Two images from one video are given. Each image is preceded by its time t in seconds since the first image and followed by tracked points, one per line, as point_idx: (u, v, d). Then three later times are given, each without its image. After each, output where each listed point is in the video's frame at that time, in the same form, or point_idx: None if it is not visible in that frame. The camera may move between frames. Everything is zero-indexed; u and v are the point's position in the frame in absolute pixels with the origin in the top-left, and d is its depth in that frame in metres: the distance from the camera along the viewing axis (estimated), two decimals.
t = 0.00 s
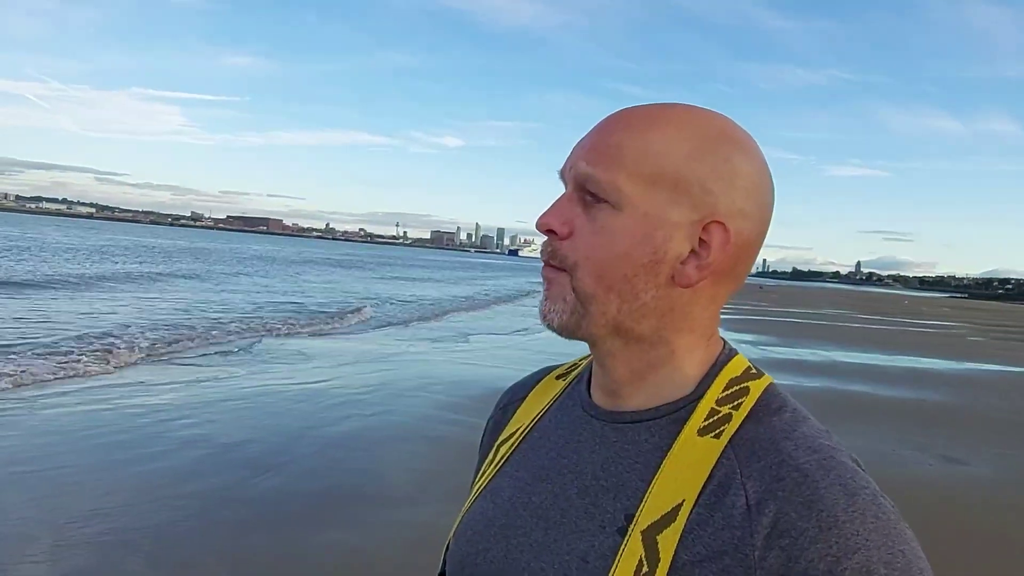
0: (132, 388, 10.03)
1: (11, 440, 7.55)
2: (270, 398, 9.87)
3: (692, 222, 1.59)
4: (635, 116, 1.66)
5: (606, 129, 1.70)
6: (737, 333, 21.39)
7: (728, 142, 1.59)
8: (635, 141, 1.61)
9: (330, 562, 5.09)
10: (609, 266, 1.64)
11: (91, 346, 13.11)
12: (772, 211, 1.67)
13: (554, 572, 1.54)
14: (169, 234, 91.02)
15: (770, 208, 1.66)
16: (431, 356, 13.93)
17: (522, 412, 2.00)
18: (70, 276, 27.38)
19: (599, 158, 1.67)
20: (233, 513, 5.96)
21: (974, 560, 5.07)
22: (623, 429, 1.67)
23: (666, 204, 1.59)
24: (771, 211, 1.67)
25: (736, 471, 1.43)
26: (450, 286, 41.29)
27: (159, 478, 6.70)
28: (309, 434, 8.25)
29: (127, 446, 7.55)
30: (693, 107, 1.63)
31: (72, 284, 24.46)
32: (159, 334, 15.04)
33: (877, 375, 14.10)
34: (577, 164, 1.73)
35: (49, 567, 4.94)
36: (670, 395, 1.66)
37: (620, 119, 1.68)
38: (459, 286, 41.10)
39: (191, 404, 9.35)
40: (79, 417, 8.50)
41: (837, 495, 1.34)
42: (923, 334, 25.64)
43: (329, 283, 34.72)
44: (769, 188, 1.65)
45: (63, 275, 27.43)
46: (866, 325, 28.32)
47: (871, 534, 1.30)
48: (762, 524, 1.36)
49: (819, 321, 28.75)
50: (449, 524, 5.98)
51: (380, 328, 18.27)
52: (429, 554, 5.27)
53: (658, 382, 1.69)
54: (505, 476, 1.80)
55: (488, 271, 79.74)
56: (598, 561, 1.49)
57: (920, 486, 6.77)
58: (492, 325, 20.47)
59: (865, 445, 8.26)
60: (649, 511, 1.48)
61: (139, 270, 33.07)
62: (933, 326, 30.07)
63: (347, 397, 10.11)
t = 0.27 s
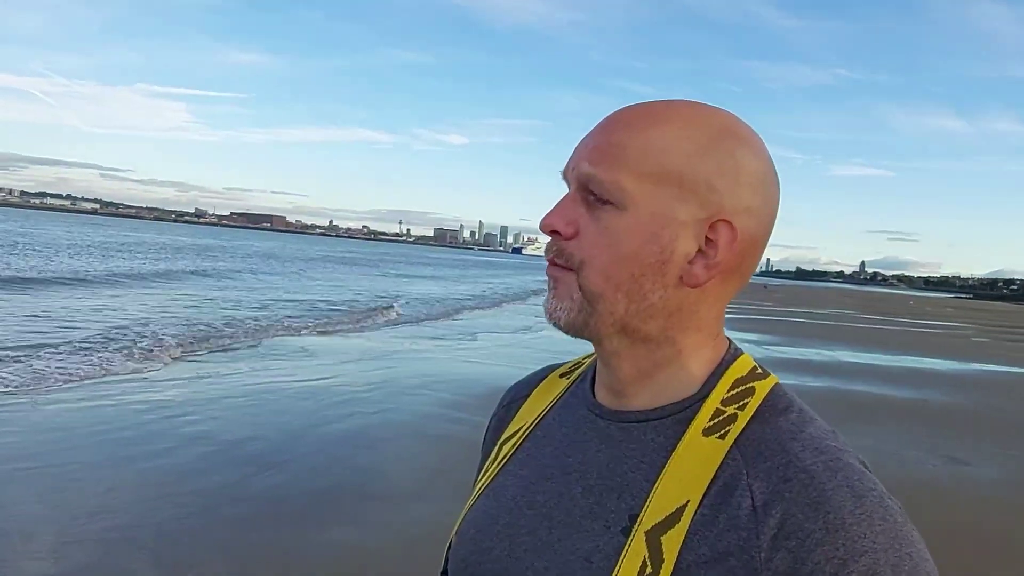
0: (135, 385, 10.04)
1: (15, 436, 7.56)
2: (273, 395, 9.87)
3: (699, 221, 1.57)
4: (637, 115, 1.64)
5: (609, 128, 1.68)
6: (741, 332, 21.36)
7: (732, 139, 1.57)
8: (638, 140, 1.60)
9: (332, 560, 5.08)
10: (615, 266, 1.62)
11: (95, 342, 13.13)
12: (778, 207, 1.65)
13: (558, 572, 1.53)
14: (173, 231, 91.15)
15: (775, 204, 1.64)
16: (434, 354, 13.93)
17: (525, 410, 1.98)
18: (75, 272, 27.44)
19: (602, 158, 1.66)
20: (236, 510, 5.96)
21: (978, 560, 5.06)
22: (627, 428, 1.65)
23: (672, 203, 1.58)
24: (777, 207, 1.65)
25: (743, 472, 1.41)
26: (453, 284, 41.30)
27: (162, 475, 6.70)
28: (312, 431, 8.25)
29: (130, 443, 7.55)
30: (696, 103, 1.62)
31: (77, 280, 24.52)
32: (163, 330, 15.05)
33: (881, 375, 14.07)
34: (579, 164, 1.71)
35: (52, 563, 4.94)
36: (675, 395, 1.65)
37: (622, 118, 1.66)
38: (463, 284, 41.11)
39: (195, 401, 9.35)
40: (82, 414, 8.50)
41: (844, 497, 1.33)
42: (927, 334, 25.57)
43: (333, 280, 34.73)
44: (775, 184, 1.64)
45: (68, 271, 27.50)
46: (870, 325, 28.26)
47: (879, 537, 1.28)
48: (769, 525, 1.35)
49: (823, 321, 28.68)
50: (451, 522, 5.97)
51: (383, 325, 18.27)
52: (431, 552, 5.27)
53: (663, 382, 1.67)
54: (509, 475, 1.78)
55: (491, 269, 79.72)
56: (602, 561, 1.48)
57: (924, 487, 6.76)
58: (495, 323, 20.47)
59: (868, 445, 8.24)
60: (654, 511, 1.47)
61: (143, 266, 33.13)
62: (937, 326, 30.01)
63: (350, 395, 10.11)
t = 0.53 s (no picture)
0: (145, 380, 10.08)
1: (25, 430, 7.60)
2: (281, 392, 9.89)
3: (708, 221, 1.55)
4: (645, 114, 1.62)
5: (616, 127, 1.66)
6: (749, 332, 21.28)
7: (742, 138, 1.55)
8: (646, 139, 1.58)
9: (338, 557, 5.09)
10: (623, 268, 1.60)
11: (104, 338, 13.19)
12: (788, 207, 1.63)
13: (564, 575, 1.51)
14: (184, 228, 91.53)
15: (786, 204, 1.62)
16: (442, 352, 13.93)
17: (531, 411, 1.97)
18: (86, 268, 27.59)
19: (609, 158, 1.63)
20: (244, 506, 5.97)
21: (987, 562, 5.03)
22: (634, 430, 1.64)
23: (681, 203, 1.55)
24: (787, 207, 1.63)
25: (751, 476, 1.40)
26: (462, 281, 41.31)
27: (171, 470, 6.72)
28: (320, 428, 8.26)
29: (138, 438, 7.57)
30: (704, 102, 1.60)
31: (88, 276, 24.64)
32: (172, 326, 15.11)
33: (890, 376, 13.99)
34: (586, 165, 1.69)
35: (61, 557, 4.95)
36: (683, 397, 1.63)
37: (629, 118, 1.65)
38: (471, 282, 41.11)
39: (203, 397, 9.37)
40: (91, 409, 8.53)
41: (855, 503, 1.31)
42: (937, 335, 25.43)
43: (341, 278, 34.79)
44: (786, 184, 1.62)
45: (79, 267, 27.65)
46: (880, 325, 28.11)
47: (891, 543, 1.26)
48: (778, 531, 1.33)
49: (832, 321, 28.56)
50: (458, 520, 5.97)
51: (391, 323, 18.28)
52: (437, 549, 5.26)
53: (671, 384, 1.65)
54: (514, 475, 1.77)
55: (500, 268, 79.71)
56: (607, 564, 1.47)
57: (933, 488, 6.72)
58: (502, 321, 20.46)
59: (876, 446, 8.18)
60: (660, 514, 1.45)
61: (154, 263, 33.28)
62: (948, 327, 29.82)
63: (358, 392, 10.12)
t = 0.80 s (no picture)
0: (157, 376, 10.14)
1: (39, 424, 7.66)
2: (292, 388, 9.93)
3: (716, 221, 1.54)
4: (653, 113, 1.61)
5: (624, 126, 1.65)
6: (760, 331, 21.18)
7: (751, 137, 1.54)
8: (654, 139, 1.57)
9: (347, 552, 5.11)
10: (630, 268, 1.59)
11: (116, 334, 13.28)
12: (797, 206, 1.62)
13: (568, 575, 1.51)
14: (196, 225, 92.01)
15: (794, 205, 1.61)
16: (452, 350, 13.95)
17: (536, 410, 1.96)
18: (99, 265, 27.80)
19: (617, 157, 1.63)
20: (254, 501, 5.99)
21: (999, 564, 5.01)
22: (640, 430, 1.63)
23: (689, 203, 1.54)
24: (796, 207, 1.62)
25: (757, 478, 1.39)
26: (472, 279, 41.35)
27: (182, 465, 6.76)
28: (330, 424, 8.29)
29: (151, 433, 7.62)
30: (713, 100, 1.59)
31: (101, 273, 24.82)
32: (184, 322, 15.21)
33: (902, 376, 13.90)
34: (593, 164, 1.68)
35: (74, 550, 4.99)
36: (689, 398, 1.62)
37: (638, 117, 1.64)
38: (481, 280, 41.15)
39: (214, 393, 9.43)
40: (104, 404, 8.60)
41: (862, 506, 1.30)
42: (950, 335, 25.24)
43: (351, 275, 34.91)
44: (795, 184, 1.60)
45: (93, 264, 27.86)
46: (891, 325, 27.95)
47: (898, 547, 1.25)
48: (783, 533, 1.32)
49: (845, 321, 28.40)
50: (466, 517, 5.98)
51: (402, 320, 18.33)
52: (445, 546, 5.27)
53: (677, 385, 1.64)
54: (520, 475, 1.76)
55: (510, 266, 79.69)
56: (612, 564, 1.46)
57: (944, 489, 6.67)
58: (513, 319, 20.47)
59: (885, 446, 8.14)
60: (666, 515, 1.44)
61: (167, 260, 33.49)
62: (960, 327, 29.62)
63: (367, 388, 10.15)
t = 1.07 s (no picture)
0: (170, 372, 10.22)
1: (54, 419, 7.74)
2: (302, 384, 9.99)
3: (704, 219, 1.53)
4: (643, 112, 1.61)
5: (615, 126, 1.65)
6: (772, 328, 21.09)
7: (741, 134, 1.53)
8: (642, 139, 1.57)
9: (355, 546, 5.13)
10: (619, 267, 1.60)
11: (130, 330, 13.39)
12: (793, 202, 1.60)
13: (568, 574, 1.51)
14: (209, 221, 92.48)
15: (790, 200, 1.59)
16: (462, 346, 13.97)
17: (538, 409, 1.96)
18: (114, 261, 28.02)
19: (607, 156, 1.63)
20: (264, 495, 6.03)
21: (1009, 565, 4.98)
22: (639, 429, 1.63)
23: (676, 201, 1.54)
24: (792, 202, 1.60)
25: (756, 479, 1.38)
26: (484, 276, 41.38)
27: (193, 460, 6.81)
28: (339, 420, 8.33)
29: (162, 428, 7.68)
30: (704, 98, 1.58)
31: (116, 270, 25.02)
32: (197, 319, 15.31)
33: (914, 374, 13.82)
34: (585, 164, 1.68)
35: (87, 542, 5.04)
36: (687, 397, 1.62)
37: (628, 116, 1.63)
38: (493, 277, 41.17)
39: (225, 388, 9.49)
40: (117, 399, 8.67)
41: (862, 508, 1.29)
42: (964, 333, 25.05)
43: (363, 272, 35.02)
44: (790, 180, 1.58)
45: (108, 261, 28.08)
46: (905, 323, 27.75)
47: (897, 549, 1.25)
48: (782, 534, 1.31)
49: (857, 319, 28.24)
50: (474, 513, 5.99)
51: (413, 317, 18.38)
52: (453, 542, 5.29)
53: (675, 384, 1.64)
54: (521, 473, 1.77)
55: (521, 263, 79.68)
56: (610, 563, 1.46)
57: (954, 489, 6.63)
58: (523, 316, 20.48)
59: (895, 445, 8.09)
60: (664, 516, 1.44)
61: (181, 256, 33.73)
62: (975, 325, 29.36)
63: (377, 385, 10.19)
